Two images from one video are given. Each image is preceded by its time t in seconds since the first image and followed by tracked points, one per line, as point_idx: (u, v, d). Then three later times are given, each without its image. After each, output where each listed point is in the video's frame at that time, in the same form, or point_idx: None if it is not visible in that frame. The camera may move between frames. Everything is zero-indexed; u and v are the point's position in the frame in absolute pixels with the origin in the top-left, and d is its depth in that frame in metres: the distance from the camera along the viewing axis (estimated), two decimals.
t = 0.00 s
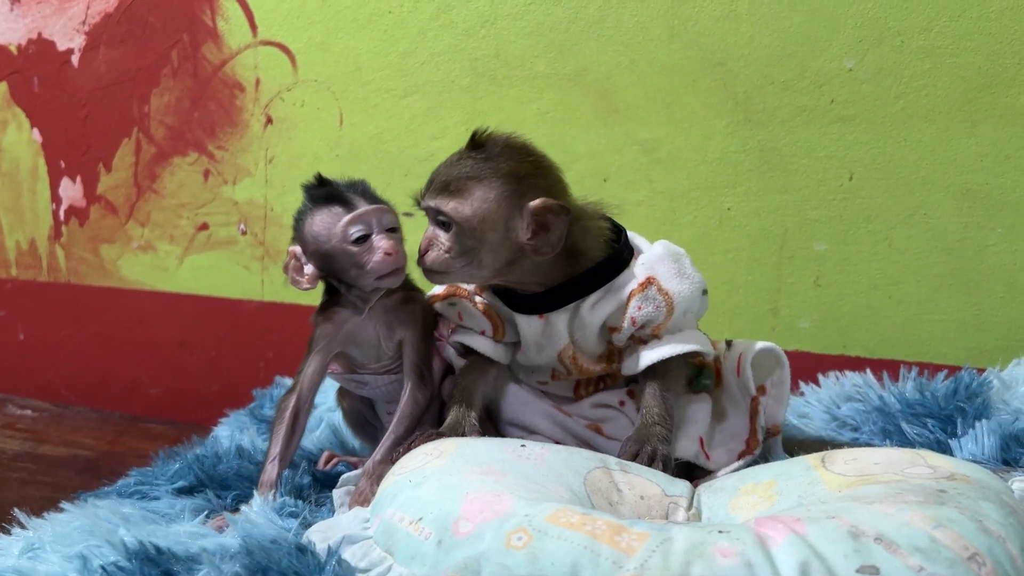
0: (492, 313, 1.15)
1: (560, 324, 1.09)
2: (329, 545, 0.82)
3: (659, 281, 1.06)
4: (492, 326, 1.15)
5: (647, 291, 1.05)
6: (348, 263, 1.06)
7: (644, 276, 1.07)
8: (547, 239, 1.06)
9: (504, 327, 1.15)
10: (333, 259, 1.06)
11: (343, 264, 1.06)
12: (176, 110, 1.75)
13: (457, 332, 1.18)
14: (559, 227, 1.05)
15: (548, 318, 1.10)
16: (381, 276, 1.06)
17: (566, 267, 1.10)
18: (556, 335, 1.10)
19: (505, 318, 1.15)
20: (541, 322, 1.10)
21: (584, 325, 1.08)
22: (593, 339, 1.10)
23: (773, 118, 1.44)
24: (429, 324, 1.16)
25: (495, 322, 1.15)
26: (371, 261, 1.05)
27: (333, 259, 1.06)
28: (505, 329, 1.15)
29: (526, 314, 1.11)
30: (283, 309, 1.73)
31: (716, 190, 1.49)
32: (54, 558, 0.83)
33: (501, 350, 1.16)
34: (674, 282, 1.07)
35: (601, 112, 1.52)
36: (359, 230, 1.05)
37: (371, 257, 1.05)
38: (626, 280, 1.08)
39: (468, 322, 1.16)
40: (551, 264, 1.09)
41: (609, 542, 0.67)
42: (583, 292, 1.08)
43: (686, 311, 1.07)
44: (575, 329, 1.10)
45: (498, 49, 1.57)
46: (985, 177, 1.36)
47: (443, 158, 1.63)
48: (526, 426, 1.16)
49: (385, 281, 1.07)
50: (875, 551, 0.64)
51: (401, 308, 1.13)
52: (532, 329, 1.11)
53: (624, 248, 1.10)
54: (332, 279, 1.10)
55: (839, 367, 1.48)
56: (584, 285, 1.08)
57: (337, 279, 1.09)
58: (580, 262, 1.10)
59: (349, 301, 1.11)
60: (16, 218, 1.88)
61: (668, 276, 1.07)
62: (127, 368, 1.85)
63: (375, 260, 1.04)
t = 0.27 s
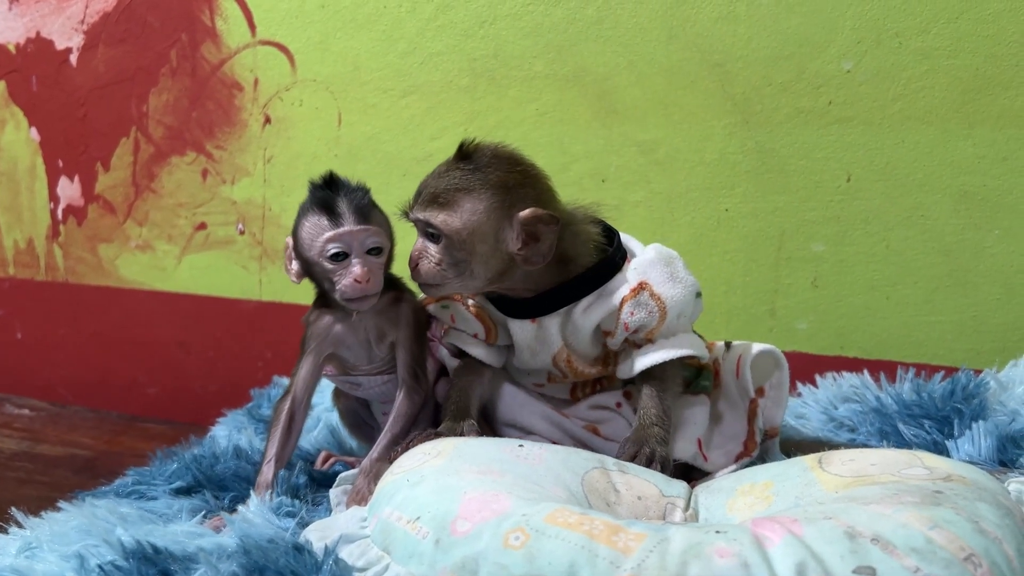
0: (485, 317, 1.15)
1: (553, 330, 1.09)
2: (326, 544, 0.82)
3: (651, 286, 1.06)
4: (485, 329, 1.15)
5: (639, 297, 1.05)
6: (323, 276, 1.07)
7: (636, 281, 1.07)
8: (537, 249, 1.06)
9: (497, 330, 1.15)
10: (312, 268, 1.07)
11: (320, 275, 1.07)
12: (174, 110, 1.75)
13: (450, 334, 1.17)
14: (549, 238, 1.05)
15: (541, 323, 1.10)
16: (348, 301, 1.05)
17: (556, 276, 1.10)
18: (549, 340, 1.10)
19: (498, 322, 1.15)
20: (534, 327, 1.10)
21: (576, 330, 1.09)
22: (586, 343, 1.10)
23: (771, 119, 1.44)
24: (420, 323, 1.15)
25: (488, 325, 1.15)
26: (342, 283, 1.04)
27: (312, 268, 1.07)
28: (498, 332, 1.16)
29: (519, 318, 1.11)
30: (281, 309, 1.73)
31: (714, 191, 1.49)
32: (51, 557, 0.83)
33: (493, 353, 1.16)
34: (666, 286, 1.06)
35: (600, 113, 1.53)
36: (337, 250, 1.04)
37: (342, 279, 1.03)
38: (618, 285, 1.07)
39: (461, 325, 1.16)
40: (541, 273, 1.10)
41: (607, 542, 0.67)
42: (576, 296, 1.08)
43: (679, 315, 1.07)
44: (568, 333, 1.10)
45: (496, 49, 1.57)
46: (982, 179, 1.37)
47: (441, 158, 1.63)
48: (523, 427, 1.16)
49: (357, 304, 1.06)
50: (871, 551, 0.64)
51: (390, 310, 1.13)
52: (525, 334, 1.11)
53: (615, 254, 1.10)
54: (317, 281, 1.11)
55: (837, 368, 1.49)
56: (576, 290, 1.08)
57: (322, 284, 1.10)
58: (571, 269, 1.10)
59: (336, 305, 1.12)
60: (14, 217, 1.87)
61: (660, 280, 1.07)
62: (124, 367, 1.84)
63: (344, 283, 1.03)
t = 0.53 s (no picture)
0: (476, 325, 1.16)
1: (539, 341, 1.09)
2: (322, 546, 0.82)
3: (636, 298, 1.05)
4: (476, 336, 1.16)
5: (624, 310, 1.04)
6: (322, 284, 1.06)
7: (621, 293, 1.06)
8: (510, 261, 1.06)
9: (487, 338, 1.16)
10: (311, 275, 1.06)
11: (319, 283, 1.06)
12: (172, 111, 1.75)
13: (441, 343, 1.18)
14: (523, 251, 1.06)
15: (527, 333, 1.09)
16: (347, 310, 1.04)
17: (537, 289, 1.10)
18: (537, 351, 1.10)
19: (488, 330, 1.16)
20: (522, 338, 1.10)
21: (563, 341, 1.08)
22: (575, 353, 1.09)
23: (768, 121, 1.44)
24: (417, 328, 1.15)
25: (479, 333, 1.16)
26: (340, 293, 1.03)
27: (310, 275, 1.06)
28: (489, 339, 1.16)
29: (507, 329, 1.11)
30: (277, 310, 1.73)
31: (711, 194, 1.49)
32: (47, 559, 0.83)
33: (486, 361, 1.16)
34: (652, 297, 1.05)
35: (597, 115, 1.53)
36: (337, 259, 1.03)
37: (341, 289, 1.03)
38: (603, 296, 1.06)
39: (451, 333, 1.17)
40: (519, 285, 1.10)
41: (602, 545, 0.67)
42: (562, 307, 1.07)
43: (667, 325, 1.06)
44: (556, 344, 1.09)
45: (494, 51, 1.57)
46: (978, 183, 1.37)
47: (439, 159, 1.63)
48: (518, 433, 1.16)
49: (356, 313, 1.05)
50: (865, 555, 0.64)
51: (388, 316, 1.14)
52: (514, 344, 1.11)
53: (599, 266, 1.09)
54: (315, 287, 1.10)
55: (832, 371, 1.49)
56: (561, 301, 1.07)
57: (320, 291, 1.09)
58: (552, 283, 1.09)
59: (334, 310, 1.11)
60: (11, 217, 1.87)
61: (646, 291, 1.05)
62: (121, 368, 1.84)
63: (343, 293, 1.03)
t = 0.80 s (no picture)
0: (463, 332, 1.17)
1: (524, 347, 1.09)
2: (317, 549, 0.82)
3: (622, 305, 1.04)
4: (464, 342, 1.17)
5: (610, 317, 1.04)
6: (302, 284, 1.07)
7: (608, 300, 1.05)
8: (495, 263, 1.06)
9: (474, 343, 1.17)
10: (290, 276, 1.08)
11: (299, 283, 1.08)
12: (170, 111, 1.75)
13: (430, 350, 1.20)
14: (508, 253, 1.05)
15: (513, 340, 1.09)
16: (324, 309, 1.05)
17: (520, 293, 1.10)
18: (525, 357, 1.10)
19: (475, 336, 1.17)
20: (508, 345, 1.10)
21: (549, 346, 1.08)
22: (562, 358, 1.09)
23: (766, 123, 1.45)
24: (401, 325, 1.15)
25: (466, 340, 1.17)
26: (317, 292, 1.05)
27: (290, 276, 1.08)
28: (477, 345, 1.17)
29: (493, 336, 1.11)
30: (274, 310, 1.72)
31: (709, 195, 1.49)
32: (42, 560, 0.83)
33: (475, 366, 1.17)
34: (637, 304, 1.05)
35: (595, 116, 1.53)
36: (313, 259, 1.05)
37: (317, 288, 1.04)
38: (589, 304, 1.06)
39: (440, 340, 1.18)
40: (503, 287, 1.09)
41: (599, 548, 0.67)
42: (548, 314, 1.07)
43: (654, 329, 1.06)
44: (544, 350, 1.09)
45: (492, 52, 1.57)
46: (975, 185, 1.37)
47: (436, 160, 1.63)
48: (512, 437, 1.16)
49: (334, 313, 1.06)
50: (862, 558, 0.64)
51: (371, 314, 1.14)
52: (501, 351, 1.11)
53: (584, 272, 1.09)
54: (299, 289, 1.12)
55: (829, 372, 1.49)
56: (547, 308, 1.07)
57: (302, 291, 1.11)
58: (535, 287, 1.09)
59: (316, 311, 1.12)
60: (8, 216, 1.87)
61: (631, 298, 1.05)
62: (118, 368, 1.84)
63: (318, 292, 1.04)
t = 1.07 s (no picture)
0: (458, 334, 1.17)
1: (519, 348, 1.09)
2: (311, 550, 0.81)
3: (617, 305, 1.05)
4: (459, 343, 1.17)
5: (606, 316, 1.04)
6: (291, 291, 1.06)
7: (604, 299, 1.05)
8: (493, 260, 1.05)
9: (469, 344, 1.17)
10: (279, 282, 1.07)
11: (289, 290, 1.06)
12: (166, 110, 1.74)
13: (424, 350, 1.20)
14: (506, 251, 1.05)
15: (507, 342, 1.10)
16: (313, 315, 1.04)
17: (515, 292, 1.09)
18: (519, 357, 1.10)
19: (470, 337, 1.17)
20: (503, 347, 1.10)
21: (544, 346, 1.08)
22: (556, 359, 1.09)
23: (762, 124, 1.45)
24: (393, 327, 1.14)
25: (460, 340, 1.17)
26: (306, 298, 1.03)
27: (279, 282, 1.07)
28: (472, 346, 1.18)
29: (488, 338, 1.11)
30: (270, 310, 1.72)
31: (705, 196, 1.49)
32: (35, 560, 0.83)
33: (471, 367, 1.17)
34: (631, 304, 1.05)
35: (592, 117, 1.53)
36: (302, 265, 1.03)
37: (306, 295, 1.03)
38: (585, 304, 1.07)
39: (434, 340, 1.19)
40: (499, 285, 1.09)
41: (594, 549, 0.67)
42: (543, 316, 1.07)
43: (648, 330, 1.06)
44: (539, 351, 1.09)
45: (489, 52, 1.57)
46: (971, 187, 1.37)
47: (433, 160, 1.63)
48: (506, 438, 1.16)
49: (323, 317, 1.05)
50: (857, 559, 0.64)
51: (362, 317, 1.12)
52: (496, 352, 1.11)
53: (578, 272, 1.09)
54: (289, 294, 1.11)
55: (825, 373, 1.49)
56: (540, 309, 1.07)
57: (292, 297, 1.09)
58: (531, 287, 1.09)
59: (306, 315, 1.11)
60: (4, 215, 1.87)
61: (625, 298, 1.05)
62: (113, 367, 1.84)
63: (307, 299, 1.02)
